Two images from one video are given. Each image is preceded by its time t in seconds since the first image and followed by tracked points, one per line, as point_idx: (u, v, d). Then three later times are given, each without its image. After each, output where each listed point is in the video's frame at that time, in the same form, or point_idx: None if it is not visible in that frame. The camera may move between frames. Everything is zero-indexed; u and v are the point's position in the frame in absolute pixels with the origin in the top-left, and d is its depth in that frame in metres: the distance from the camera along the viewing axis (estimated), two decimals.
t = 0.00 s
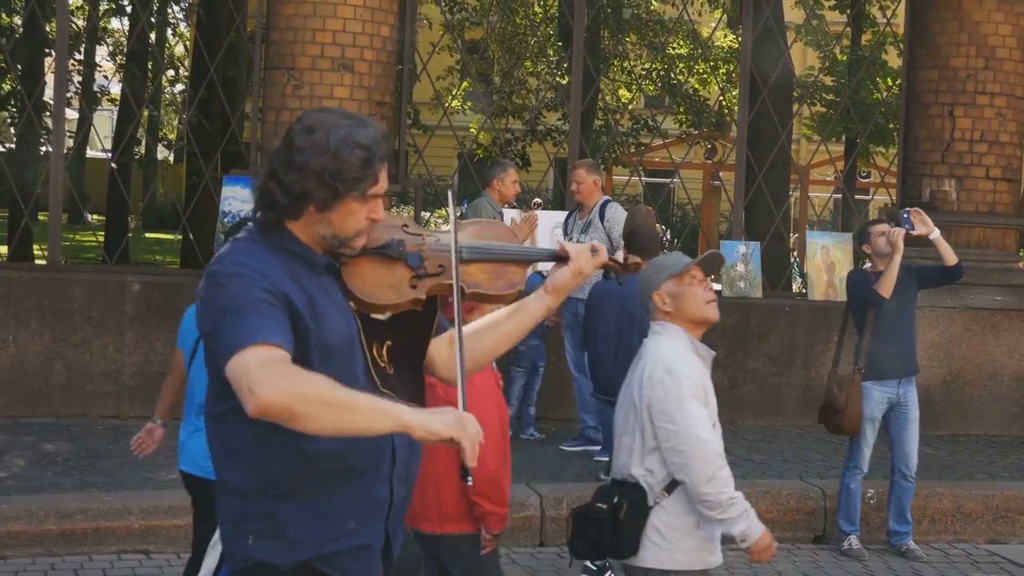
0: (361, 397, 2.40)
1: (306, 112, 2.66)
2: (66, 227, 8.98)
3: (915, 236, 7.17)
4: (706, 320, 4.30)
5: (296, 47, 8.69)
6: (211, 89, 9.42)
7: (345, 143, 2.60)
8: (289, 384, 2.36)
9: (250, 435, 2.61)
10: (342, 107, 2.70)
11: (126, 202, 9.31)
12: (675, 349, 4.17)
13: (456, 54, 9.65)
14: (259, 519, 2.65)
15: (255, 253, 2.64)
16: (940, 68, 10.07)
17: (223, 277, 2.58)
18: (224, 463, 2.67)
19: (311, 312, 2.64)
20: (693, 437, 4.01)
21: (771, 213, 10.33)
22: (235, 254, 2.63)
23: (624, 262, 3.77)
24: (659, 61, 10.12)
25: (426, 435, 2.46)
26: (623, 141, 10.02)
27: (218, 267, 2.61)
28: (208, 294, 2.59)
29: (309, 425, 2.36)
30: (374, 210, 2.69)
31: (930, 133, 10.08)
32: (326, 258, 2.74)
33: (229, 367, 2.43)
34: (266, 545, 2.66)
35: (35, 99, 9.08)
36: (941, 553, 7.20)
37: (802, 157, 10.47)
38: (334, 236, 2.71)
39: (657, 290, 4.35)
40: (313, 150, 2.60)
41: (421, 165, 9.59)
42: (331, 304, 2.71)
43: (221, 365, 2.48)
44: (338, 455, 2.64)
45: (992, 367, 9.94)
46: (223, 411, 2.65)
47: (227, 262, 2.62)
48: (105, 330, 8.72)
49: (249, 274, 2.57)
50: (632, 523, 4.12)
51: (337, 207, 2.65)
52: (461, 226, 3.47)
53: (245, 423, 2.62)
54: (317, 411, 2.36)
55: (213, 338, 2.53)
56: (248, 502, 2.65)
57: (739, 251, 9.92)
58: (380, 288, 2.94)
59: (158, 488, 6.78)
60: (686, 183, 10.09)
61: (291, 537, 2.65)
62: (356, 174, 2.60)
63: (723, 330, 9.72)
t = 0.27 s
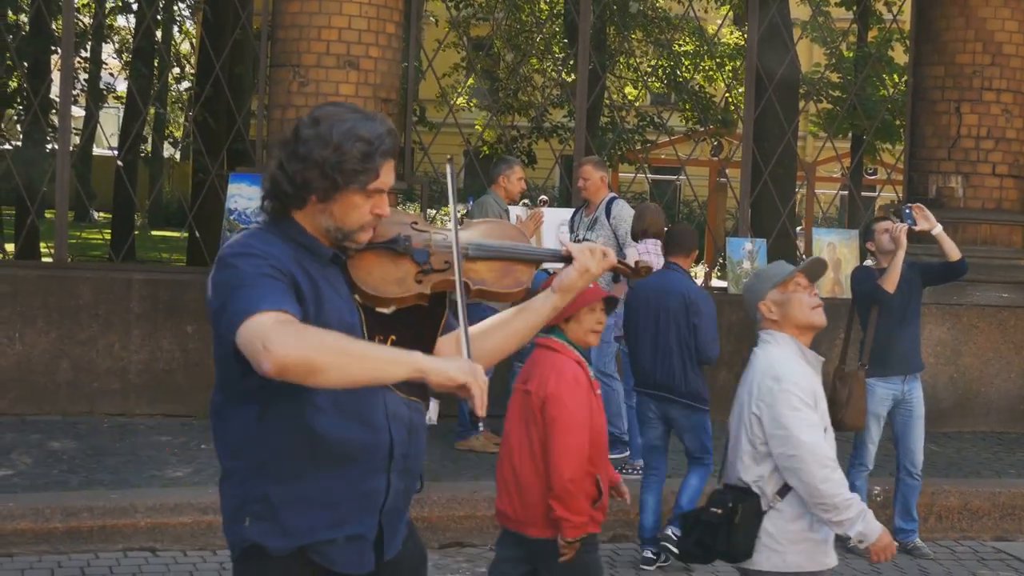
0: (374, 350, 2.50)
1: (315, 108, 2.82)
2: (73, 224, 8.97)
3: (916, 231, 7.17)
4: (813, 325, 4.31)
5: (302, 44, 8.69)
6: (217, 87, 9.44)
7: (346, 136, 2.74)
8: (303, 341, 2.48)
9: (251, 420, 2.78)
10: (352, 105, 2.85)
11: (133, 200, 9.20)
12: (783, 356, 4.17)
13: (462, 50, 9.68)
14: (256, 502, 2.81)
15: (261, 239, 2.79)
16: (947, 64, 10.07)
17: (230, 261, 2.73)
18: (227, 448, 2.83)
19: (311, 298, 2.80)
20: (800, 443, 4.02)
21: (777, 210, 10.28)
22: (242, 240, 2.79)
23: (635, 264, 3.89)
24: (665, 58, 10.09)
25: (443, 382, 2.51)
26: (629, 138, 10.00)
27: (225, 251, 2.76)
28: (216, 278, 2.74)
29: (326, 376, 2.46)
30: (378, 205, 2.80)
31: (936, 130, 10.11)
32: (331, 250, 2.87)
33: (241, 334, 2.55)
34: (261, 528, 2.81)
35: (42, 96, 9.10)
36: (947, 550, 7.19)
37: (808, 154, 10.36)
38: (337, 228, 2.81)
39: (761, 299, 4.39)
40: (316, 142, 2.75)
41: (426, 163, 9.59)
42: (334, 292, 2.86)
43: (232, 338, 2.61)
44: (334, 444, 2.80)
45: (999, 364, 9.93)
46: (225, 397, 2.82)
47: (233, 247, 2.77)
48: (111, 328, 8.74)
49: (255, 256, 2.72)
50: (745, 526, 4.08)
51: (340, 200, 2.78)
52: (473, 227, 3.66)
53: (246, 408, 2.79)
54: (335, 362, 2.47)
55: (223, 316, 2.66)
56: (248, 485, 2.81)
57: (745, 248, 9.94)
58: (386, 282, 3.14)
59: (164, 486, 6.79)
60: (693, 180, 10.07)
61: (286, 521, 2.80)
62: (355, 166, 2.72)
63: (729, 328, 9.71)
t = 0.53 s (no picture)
0: (466, 322, 2.75)
1: (344, 108, 2.92)
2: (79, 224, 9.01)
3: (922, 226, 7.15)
4: (915, 321, 4.39)
5: (308, 43, 8.69)
6: (224, 87, 9.39)
7: (383, 136, 2.86)
8: (416, 316, 2.67)
9: (294, 412, 2.87)
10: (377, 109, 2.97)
11: (140, 200, 9.21)
12: (880, 350, 4.23)
13: (469, 48, 9.68)
14: (294, 492, 2.88)
15: (305, 229, 2.88)
16: (954, 60, 10.10)
17: (289, 249, 2.81)
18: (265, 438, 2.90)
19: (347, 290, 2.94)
20: (892, 441, 4.07)
21: (784, 207, 10.25)
22: (287, 232, 2.87)
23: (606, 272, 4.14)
24: (673, 55, 10.06)
25: (502, 355, 2.84)
26: (636, 135, 9.99)
27: (278, 241, 2.84)
28: (275, 267, 2.81)
29: (438, 348, 2.68)
30: (399, 207, 2.94)
31: (944, 126, 10.11)
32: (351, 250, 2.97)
33: (343, 315, 2.67)
34: (297, 518, 2.88)
35: (49, 96, 9.12)
36: (956, 547, 7.18)
37: (816, 150, 10.31)
38: (360, 228, 2.93)
39: (868, 288, 4.44)
40: (353, 140, 2.85)
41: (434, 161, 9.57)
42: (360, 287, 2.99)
43: (321, 320, 2.70)
44: (373, 440, 2.90)
45: (1008, 360, 9.90)
46: (267, 389, 2.90)
47: (283, 237, 2.85)
48: (119, 327, 8.75)
49: (311, 247, 2.83)
50: (846, 517, 4.20)
51: (369, 198, 2.89)
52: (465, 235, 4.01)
53: (288, 400, 2.88)
54: (445, 336, 2.69)
55: (299, 302, 2.75)
56: (286, 474, 2.88)
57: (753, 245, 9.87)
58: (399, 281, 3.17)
59: (173, 484, 6.80)
60: (700, 177, 10.05)
61: (323, 512, 2.88)
62: (392, 166, 2.85)
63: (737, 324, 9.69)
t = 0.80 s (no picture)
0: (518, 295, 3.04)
1: (374, 110, 2.96)
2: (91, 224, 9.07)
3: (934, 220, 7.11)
4: None
5: (317, 41, 8.69)
6: (232, 86, 9.39)
7: (423, 139, 2.94)
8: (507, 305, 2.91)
9: (353, 411, 2.90)
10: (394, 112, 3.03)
11: (151, 200, 9.24)
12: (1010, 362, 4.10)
13: (477, 46, 9.66)
14: (354, 491, 2.90)
15: (353, 231, 2.92)
16: (965, 54, 10.00)
17: (359, 251, 2.86)
18: (322, 439, 2.89)
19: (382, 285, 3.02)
20: None
21: (795, 203, 10.25)
22: (342, 234, 2.89)
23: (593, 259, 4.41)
24: (682, 53, 10.04)
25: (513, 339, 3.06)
26: (645, 132, 9.98)
27: (344, 244, 2.86)
28: (348, 269, 2.84)
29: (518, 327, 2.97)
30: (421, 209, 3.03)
31: (954, 122, 10.04)
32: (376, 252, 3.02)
33: (451, 315, 2.81)
34: (357, 516, 2.90)
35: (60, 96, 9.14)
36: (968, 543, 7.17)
37: (827, 146, 10.34)
38: (391, 229, 2.99)
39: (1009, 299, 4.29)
40: (397, 142, 2.90)
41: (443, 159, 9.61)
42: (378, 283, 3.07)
43: (421, 322, 2.81)
44: (423, 436, 3.00)
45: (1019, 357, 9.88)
46: (321, 389, 2.89)
47: (347, 238, 2.87)
48: (130, 326, 8.77)
49: (373, 247, 2.89)
50: (978, 538, 3.98)
51: (407, 199, 2.95)
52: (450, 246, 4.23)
53: (344, 400, 2.90)
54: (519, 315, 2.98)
55: (386, 304, 2.81)
56: (344, 473, 2.89)
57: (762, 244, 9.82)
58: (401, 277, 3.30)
59: (184, 483, 6.82)
60: (709, 173, 10.05)
61: (380, 508, 2.92)
62: (433, 166, 2.93)
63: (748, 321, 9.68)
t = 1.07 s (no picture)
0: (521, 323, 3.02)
1: (381, 107, 2.95)
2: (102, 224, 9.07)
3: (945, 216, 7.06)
4: None
5: (326, 41, 8.71)
6: (242, 85, 9.41)
7: (434, 136, 2.95)
8: (507, 340, 2.90)
9: (366, 420, 2.90)
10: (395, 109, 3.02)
11: (162, 201, 9.25)
12: None
13: (487, 45, 9.66)
14: (372, 498, 2.92)
15: (372, 236, 2.91)
16: (975, 49, 9.97)
17: (375, 262, 2.84)
18: (337, 448, 2.89)
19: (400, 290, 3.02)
20: None
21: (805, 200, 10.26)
22: (361, 242, 2.88)
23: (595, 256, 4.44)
24: (691, 50, 10.05)
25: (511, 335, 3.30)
26: (656, 130, 9.97)
27: (360, 253, 2.85)
28: (360, 280, 2.83)
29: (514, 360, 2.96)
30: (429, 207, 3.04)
31: (965, 118, 10.01)
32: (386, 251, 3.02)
33: (448, 346, 2.81)
34: (375, 522, 2.92)
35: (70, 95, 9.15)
36: (979, 540, 7.14)
37: (837, 143, 10.31)
38: (401, 227, 2.99)
39: None
40: (408, 140, 2.90)
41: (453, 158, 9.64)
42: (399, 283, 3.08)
43: (422, 346, 2.81)
44: (435, 440, 3.01)
45: None
46: (333, 398, 2.89)
47: (363, 248, 2.86)
48: (140, 326, 8.79)
49: (391, 258, 2.87)
50: None
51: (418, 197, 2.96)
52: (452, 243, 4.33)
53: (357, 408, 2.90)
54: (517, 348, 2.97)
55: (392, 322, 2.81)
56: (361, 481, 2.91)
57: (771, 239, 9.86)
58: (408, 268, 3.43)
59: (194, 482, 6.84)
60: (720, 171, 10.04)
61: (397, 513, 2.95)
62: (443, 164, 2.94)
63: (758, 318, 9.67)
